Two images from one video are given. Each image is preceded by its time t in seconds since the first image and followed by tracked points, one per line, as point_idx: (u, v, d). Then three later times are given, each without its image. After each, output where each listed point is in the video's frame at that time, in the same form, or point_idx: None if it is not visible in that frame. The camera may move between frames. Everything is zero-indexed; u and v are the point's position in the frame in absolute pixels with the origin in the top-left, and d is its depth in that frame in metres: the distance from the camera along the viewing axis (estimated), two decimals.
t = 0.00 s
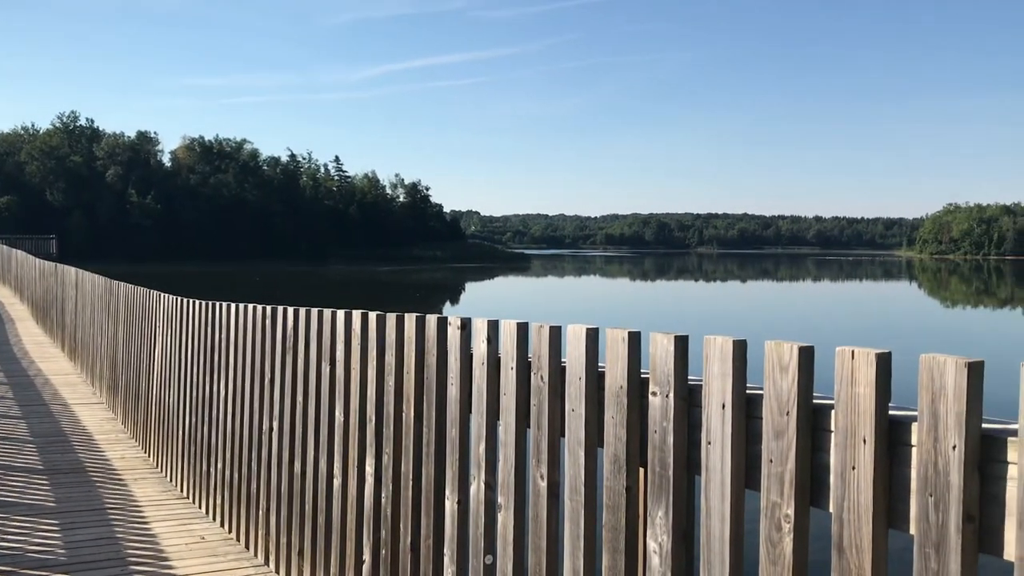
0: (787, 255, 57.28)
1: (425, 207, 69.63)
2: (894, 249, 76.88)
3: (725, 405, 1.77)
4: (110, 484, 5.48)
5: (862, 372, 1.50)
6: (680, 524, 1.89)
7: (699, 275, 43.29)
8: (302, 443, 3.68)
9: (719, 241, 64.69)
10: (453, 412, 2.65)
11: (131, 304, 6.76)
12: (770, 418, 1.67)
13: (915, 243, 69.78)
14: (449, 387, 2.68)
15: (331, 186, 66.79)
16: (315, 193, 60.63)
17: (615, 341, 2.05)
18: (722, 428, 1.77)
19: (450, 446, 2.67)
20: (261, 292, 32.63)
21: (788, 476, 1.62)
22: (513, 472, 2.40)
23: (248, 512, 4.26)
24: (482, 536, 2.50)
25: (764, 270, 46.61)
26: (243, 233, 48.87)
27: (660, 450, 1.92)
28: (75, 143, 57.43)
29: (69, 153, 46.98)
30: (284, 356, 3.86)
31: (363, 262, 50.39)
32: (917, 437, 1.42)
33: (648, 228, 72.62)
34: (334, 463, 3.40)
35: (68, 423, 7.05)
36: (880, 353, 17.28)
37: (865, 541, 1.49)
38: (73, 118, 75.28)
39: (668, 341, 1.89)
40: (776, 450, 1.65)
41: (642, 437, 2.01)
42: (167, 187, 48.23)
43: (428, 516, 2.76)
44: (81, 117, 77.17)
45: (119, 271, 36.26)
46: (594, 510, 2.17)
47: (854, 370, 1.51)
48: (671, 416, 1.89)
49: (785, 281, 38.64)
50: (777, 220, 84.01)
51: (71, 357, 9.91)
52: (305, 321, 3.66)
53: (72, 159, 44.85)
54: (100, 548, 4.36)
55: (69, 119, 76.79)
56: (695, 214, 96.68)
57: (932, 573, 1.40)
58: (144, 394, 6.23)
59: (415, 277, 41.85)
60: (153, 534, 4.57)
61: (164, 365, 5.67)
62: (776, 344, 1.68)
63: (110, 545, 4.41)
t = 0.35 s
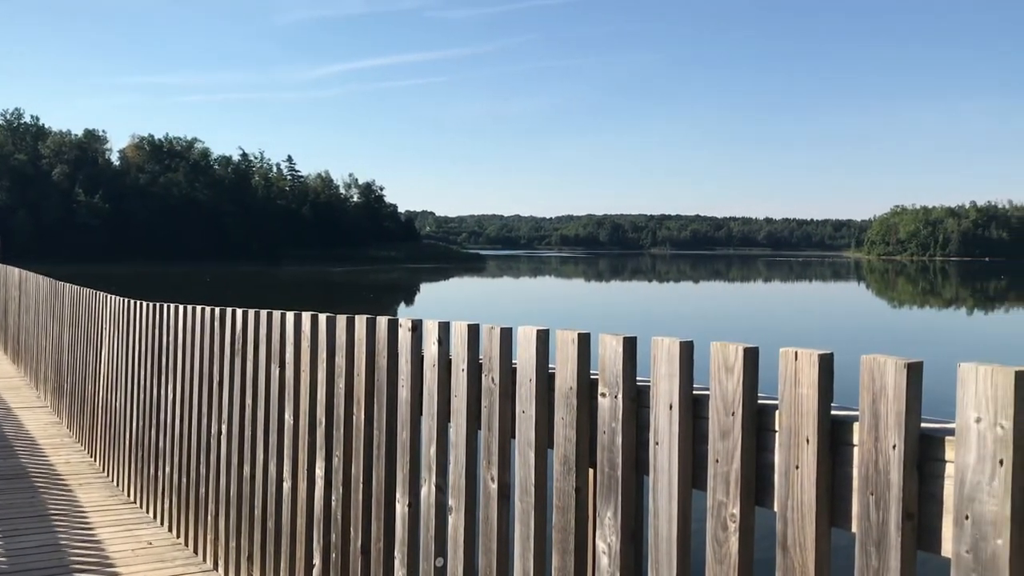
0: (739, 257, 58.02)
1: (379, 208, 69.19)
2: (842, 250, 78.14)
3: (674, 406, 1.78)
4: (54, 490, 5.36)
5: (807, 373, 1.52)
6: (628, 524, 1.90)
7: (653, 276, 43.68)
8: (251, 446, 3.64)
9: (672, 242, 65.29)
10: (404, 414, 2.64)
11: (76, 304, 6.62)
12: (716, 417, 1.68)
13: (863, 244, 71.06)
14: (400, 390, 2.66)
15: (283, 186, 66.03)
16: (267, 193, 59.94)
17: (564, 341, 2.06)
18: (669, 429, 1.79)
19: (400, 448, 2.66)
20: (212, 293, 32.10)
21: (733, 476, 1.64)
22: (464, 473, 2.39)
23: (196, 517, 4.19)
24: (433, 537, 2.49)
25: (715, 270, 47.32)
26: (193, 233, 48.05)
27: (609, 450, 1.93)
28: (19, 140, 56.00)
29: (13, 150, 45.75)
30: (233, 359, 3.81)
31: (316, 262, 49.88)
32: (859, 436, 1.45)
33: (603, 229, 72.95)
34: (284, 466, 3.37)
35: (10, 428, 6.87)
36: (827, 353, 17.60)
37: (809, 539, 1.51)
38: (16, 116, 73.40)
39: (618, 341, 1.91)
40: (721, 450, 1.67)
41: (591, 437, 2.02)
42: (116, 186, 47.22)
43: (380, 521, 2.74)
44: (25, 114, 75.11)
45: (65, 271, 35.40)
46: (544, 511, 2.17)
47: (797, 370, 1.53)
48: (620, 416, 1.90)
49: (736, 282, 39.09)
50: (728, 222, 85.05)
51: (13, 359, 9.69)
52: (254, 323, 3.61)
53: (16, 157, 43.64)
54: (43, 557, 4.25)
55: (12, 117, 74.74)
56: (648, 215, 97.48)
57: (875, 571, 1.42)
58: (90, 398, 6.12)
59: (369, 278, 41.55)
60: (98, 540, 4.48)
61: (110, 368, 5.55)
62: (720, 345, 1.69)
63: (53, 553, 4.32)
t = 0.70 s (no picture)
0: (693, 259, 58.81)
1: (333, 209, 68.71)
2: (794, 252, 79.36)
3: (619, 409, 1.79)
4: None
5: (749, 376, 1.53)
6: (575, 526, 1.90)
7: (608, 278, 44.14)
8: (198, 452, 3.58)
9: (628, 244, 65.92)
10: (352, 418, 2.61)
11: (18, 308, 6.48)
12: (660, 419, 1.69)
13: (814, 246, 72.45)
14: (349, 394, 2.64)
15: (235, 188, 65.28)
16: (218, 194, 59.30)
17: (512, 344, 2.05)
18: (616, 433, 1.79)
19: (349, 454, 2.63)
20: (163, 296, 31.65)
21: (679, 477, 1.65)
22: (413, 476, 2.37)
23: (141, 524, 4.12)
24: (382, 543, 2.47)
25: (670, 271, 48.32)
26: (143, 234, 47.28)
27: (555, 454, 1.93)
28: None
29: None
30: (180, 363, 3.75)
31: (269, 264, 49.38)
32: (798, 437, 1.46)
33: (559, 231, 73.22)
34: (231, 472, 3.32)
35: None
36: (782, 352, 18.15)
37: (752, 541, 1.53)
38: None
39: (565, 344, 1.91)
40: (667, 452, 1.68)
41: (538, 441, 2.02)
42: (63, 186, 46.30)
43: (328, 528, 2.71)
44: None
45: (10, 274, 34.64)
46: (494, 514, 2.17)
47: (739, 374, 1.55)
48: (566, 419, 1.90)
49: (691, 284, 39.52)
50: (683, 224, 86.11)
51: None
52: (201, 326, 3.55)
53: None
54: None
55: None
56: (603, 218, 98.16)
57: (812, 569, 1.44)
58: (32, 404, 5.99)
59: (323, 280, 41.25)
60: (40, 550, 4.39)
61: (54, 372, 5.43)
62: (665, 347, 1.70)
63: None
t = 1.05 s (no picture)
0: (652, 260, 59.21)
1: (291, 211, 68.19)
2: (751, 253, 80.21)
3: (566, 411, 1.79)
4: None
5: (691, 378, 1.55)
6: (524, 526, 1.90)
7: (568, 278, 44.27)
8: (148, 456, 3.52)
9: (587, 245, 66.26)
10: (301, 422, 2.59)
11: None
12: (606, 421, 1.70)
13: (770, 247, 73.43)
14: (299, 397, 2.61)
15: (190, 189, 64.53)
16: (173, 194, 58.49)
17: (462, 345, 2.04)
18: (564, 434, 1.79)
19: (299, 457, 2.60)
20: (116, 298, 31.21)
21: (624, 478, 1.65)
22: (362, 480, 2.35)
23: (89, 529, 4.05)
24: (331, 546, 2.45)
25: (628, 272, 49.04)
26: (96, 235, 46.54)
27: (504, 456, 1.92)
28: None
29: None
30: (129, 368, 3.68)
31: (225, 266, 48.84)
32: (740, 438, 1.47)
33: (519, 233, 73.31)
34: (180, 478, 3.27)
35: None
36: (743, 348, 18.27)
37: (696, 540, 1.54)
38: None
39: (514, 345, 1.91)
40: (612, 453, 1.68)
41: (487, 442, 2.01)
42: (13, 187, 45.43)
43: (278, 535, 2.68)
44: None
45: None
46: (442, 516, 2.16)
47: (684, 374, 1.56)
48: (515, 421, 1.90)
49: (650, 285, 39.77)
50: (641, 225, 86.72)
51: None
52: (150, 329, 3.50)
53: None
54: None
55: None
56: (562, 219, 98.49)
57: (755, 568, 1.45)
58: None
59: (280, 282, 40.93)
60: None
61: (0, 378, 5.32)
62: (612, 348, 1.70)
63: None
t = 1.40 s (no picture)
0: (607, 261, 59.45)
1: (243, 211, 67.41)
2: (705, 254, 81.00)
3: (507, 411, 1.78)
4: None
5: (628, 377, 1.55)
6: (465, 532, 1.88)
7: (523, 279, 44.24)
8: (86, 461, 3.45)
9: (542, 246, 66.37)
10: (242, 426, 2.54)
11: None
12: (546, 423, 1.69)
13: (722, 248, 74.32)
14: (239, 399, 2.57)
15: (139, 188, 63.48)
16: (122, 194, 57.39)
17: (402, 348, 2.01)
18: (503, 435, 1.78)
19: (240, 461, 2.56)
20: (62, 300, 30.58)
21: (563, 478, 1.65)
22: (303, 483, 2.32)
23: (28, 537, 3.95)
24: (272, 553, 2.42)
25: (583, 272, 49.31)
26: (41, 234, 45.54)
27: (444, 458, 1.91)
28: None
29: None
30: (68, 371, 3.60)
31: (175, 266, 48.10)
32: (676, 439, 1.48)
33: (474, 233, 73.19)
34: (122, 481, 3.20)
35: None
36: (703, 346, 18.17)
37: (631, 541, 1.54)
38: None
39: (453, 347, 1.89)
40: (550, 454, 1.68)
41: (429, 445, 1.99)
42: None
43: (220, 542, 2.63)
44: None
45: None
46: (383, 522, 2.14)
47: (619, 375, 1.56)
48: (455, 422, 1.88)
49: (604, 285, 39.97)
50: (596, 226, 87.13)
51: None
52: (88, 334, 3.42)
53: None
54: None
55: None
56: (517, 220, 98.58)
57: (691, 567, 1.46)
58: None
59: (231, 283, 40.43)
60: None
61: None
62: (550, 350, 1.70)
63: None
